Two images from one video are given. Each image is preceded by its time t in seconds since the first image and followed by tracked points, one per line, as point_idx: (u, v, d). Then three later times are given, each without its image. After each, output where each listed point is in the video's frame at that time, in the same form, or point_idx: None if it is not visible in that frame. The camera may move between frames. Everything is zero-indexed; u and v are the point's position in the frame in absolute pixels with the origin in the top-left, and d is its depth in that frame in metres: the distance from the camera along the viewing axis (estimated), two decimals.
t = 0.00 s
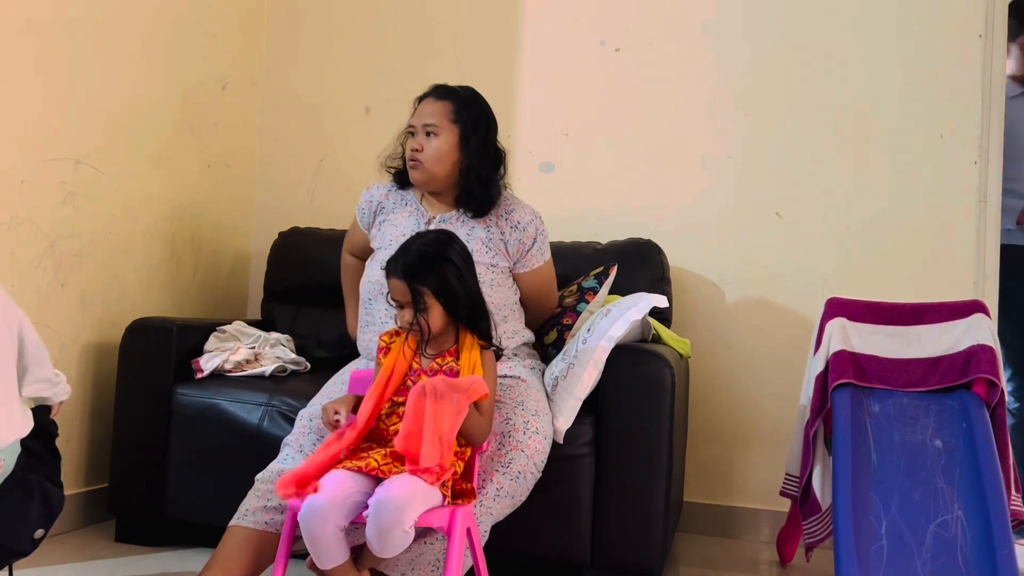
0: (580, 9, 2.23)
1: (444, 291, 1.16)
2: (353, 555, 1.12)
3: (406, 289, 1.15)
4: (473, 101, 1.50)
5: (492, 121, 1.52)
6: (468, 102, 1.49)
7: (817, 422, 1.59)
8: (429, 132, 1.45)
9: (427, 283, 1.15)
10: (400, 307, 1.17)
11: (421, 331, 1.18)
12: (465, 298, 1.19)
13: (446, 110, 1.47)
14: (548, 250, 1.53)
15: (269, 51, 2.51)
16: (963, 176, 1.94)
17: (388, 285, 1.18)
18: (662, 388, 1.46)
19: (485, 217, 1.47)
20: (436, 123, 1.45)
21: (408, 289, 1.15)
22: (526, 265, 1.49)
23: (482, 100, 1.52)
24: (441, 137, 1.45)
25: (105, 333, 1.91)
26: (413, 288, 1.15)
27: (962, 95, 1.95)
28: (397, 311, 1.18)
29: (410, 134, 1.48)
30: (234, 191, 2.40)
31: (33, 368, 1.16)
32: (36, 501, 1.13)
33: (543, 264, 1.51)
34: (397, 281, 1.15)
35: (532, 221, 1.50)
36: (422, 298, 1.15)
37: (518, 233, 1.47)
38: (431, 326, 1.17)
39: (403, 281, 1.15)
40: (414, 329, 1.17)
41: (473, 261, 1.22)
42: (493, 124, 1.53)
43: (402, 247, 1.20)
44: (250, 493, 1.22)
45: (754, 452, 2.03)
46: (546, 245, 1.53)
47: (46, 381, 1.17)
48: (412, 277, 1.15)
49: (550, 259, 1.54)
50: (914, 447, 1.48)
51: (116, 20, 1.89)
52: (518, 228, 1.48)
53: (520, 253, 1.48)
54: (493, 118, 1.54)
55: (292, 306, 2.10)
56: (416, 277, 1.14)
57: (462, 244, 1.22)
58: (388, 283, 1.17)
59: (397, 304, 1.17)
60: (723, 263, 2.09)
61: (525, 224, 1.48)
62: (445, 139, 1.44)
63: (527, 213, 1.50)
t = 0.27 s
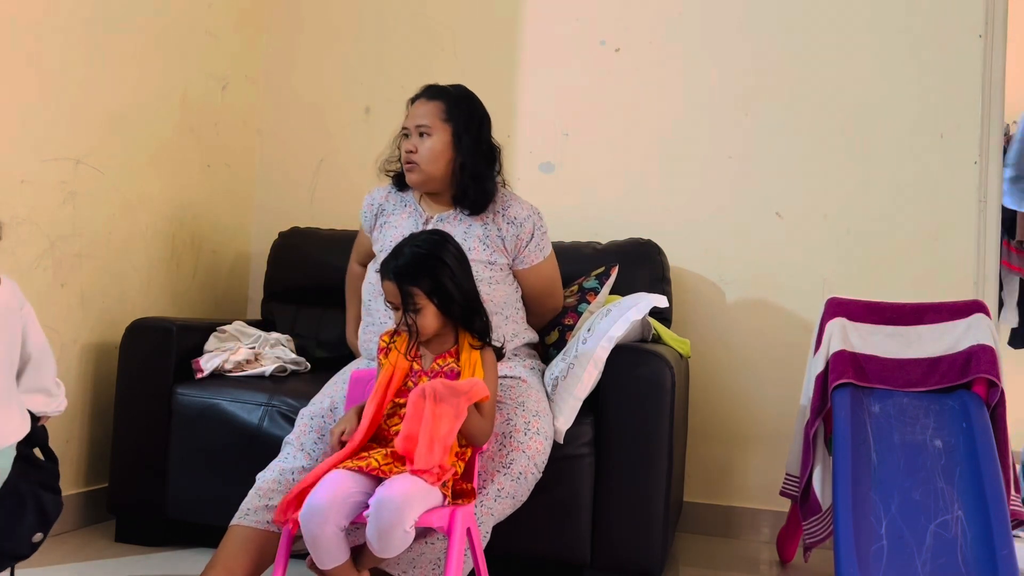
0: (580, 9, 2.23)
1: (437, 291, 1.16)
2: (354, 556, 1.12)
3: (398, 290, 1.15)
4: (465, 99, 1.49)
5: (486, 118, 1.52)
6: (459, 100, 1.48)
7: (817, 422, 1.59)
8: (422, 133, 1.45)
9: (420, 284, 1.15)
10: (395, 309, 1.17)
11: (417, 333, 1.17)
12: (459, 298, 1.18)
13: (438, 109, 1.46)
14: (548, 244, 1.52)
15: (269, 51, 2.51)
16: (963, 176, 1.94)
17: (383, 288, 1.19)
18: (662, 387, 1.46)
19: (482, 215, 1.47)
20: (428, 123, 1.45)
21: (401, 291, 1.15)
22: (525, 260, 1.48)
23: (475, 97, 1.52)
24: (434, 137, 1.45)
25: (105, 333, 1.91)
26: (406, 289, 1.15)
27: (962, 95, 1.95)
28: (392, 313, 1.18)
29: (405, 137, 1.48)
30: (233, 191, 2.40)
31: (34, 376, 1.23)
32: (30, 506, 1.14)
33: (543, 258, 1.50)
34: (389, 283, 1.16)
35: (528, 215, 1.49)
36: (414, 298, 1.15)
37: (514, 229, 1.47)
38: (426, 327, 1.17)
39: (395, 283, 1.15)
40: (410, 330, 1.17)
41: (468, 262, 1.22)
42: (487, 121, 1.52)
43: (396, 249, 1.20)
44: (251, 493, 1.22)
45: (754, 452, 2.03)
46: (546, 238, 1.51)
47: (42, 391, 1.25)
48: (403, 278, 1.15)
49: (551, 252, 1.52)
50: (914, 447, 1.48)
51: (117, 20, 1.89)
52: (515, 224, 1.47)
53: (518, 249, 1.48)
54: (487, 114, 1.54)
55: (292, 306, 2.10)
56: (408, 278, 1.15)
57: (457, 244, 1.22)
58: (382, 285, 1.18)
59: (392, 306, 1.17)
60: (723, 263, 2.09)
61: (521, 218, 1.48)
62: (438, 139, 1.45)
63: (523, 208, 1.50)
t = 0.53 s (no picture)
0: (580, 9, 2.23)
1: (434, 291, 1.16)
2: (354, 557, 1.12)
3: (394, 291, 1.15)
4: (454, 97, 1.49)
5: (477, 115, 1.51)
6: (448, 98, 1.48)
7: (817, 422, 1.59)
8: (410, 134, 1.46)
9: (416, 284, 1.15)
10: (392, 310, 1.18)
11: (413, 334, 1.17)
12: (455, 298, 1.18)
13: (426, 109, 1.47)
14: (544, 244, 1.46)
15: (269, 51, 2.51)
16: (963, 176, 1.94)
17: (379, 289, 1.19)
18: (662, 387, 1.46)
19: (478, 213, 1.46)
20: (416, 124, 1.46)
21: (397, 292, 1.15)
22: (515, 261, 1.44)
23: (466, 95, 1.51)
24: (421, 137, 1.45)
25: (105, 333, 1.91)
26: (402, 290, 1.15)
27: (962, 95, 1.95)
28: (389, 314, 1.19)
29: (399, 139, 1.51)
30: (233, 192, 2.40)
31: (43, 380, 1.26)
32: (35, 526, 1.17)
33: (535, 259, 1.45)
34: (386, 284, 1.16)
35: (520, 215, 1.45)
36: (410, 299, 1.15)
37: (503, 229, 1.44)
38: (422, 327, 1.17)
39: (391, 284, 1.15)
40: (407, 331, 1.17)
41: (464, 262, 1.22)
42: (479, 117, 1.51)
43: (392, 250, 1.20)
44: (252, 492, 1.22)
45: (754, 452, 2.03)
46: (541, 239, 1.46)
47: (54, 395, 1.27)
48: (400, 279, 1.15)
49: (546, 252, 1.47)
50: (914, 447, 1.48)
51: (117, 20, 1.89)
52: (504, 224, 1.44)
53: (506, 249, 1.44)
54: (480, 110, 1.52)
55: (292, 306, 2.10)
56: (404, 279, 1.15)
57: (453, 244, 1.22)
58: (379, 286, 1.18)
59: (389, 306, 1.18)
60: (723, 263, 2.09)
61: (511, 219, 1.44)
62: (426, 139, 1.45)
63: (517, 208, 1.46)
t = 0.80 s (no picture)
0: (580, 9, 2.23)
1: (432, 291, 1.16)
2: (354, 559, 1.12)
3: (392, 289, 1.15)
4: (464, 95, 1.49)
5: (485, 114, 1.51)
6: (459, 97, 1.48)
7: (817, 422, 1.59)
8: (421, 131, 1.45)
9: (414, 284, 1.15)
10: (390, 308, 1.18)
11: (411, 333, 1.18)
12: (453, 298, 1.18)
13: (437, 106, 1.46)
14: (549, 243, 1.46)
15: (269, 51, 2.51)
16: (963, 176, 1.94)
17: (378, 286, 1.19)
18: (662, 388, 1.46)
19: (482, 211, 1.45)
20: (427, 121, 1.45)
21: (395, 290, 1.15)
22: (520, 261, 1.44)
23: (474, 93, 1.51)
24: (433, 135, 1.44)
25: (105, 333, 1.91)
26: (400, 289, 1.15)
27: (962, 95, 1.95)
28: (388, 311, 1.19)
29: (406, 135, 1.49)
30: (233, 191, 2.40)
31: (29, 378, 1.23)
32: (31, 520, 1.16)
33: (540, 259, 1.45)
34: (384, 282, 1.16)
35: (525, 214, 1.44)
36: (408, 298, 1.15)
37: (508, 227, 1.43)
38: (420, 327, 1.17)
39: (389, 282, 1.15)
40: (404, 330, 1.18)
41: (463, 262, 1.22)
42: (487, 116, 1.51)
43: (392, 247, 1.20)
44: (252, 492, 1.22)
45: (754, 452, 2.03)
46: (546, 238, 1.46)
47: (43, 393, 1.24)
48: (398, 278, 1.15)
49: (551, 252, 1.47)
50: (914, 446, 1.48)
51: (116, 20, 1.88)
52: (509, 223, 1.44)
53: (511, 247, 1.44)
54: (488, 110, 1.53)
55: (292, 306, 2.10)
56: (402, 278, 1.15)
57: (452, 244, 1.22)
58: (377, 284, 1.18)
59: (388, 304, 1.18)
60: (723, 263, 2.09)
61: (516, 218, 1.44)
62: (438, 137, 1.44)
63: (521, 207, 1.46)
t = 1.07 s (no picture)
0: (580, 10, 2.23)
1: (426, 293, 1.16)
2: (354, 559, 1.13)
3: (388, 287, 1.16)
4: (475, 97, 1.51)
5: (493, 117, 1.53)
6: (470, 98, 1.50)
7: (817, 422, 1.59)
8: (438, 127, 1.45)
9: (410, 284, 1.15)
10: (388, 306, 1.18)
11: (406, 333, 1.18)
12: (450, 302, 1.17)
13: (452, 104, 1.47)
14: (558, 225, 1.47)
15: (269, 50, 2.51)
16: (963, 176, 1.94)
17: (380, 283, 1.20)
18: (662, 388, 1.46)
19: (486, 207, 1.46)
20: (444, 117, 1.46)
21: (392, 288, 1.16)
22: (534, 245, 1.44)
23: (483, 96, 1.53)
24: (450, 132, 1.45)
25: (105, 333, 1.91)
26: (396, 287, 1.15)
27: (962, 95, 1.95)
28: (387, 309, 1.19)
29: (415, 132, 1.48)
30: (233, 191, 2.40)
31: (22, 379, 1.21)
32: (22, 524, 1.18)
33: (554, 239, 1.45)
34: (383, 279, 1.17)
35: (528, 203, 1.45)
36: (402, 298, 1.15)
37: (514, 217, 1.44)
38: (415, 327, 1.17)
39: (387, 279, 1.16)
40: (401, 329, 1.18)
41: (466, 266, 1.21)
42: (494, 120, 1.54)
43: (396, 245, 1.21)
44: (253, 491, 1.22)
45: (754, 452, 2.03)
46: (554, 221, 1.46)
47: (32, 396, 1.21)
48: (395, 276, 1.15)
49: (562, 232, 1.47)
50: (914, 446, 1.48)
51: (116, 20, 1.88)
52: (515, 213, 1.44)
53: (521, 236, 1.44)
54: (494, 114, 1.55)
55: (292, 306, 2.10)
56: (399, 277, 1.15)
57: (457, 247, 1.21)
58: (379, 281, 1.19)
59: (386, 303, 1.19)
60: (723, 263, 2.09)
61: (520, 207, 1.44)
62: (455, 135, 1.45)
63: (522, 197, 1.46)
